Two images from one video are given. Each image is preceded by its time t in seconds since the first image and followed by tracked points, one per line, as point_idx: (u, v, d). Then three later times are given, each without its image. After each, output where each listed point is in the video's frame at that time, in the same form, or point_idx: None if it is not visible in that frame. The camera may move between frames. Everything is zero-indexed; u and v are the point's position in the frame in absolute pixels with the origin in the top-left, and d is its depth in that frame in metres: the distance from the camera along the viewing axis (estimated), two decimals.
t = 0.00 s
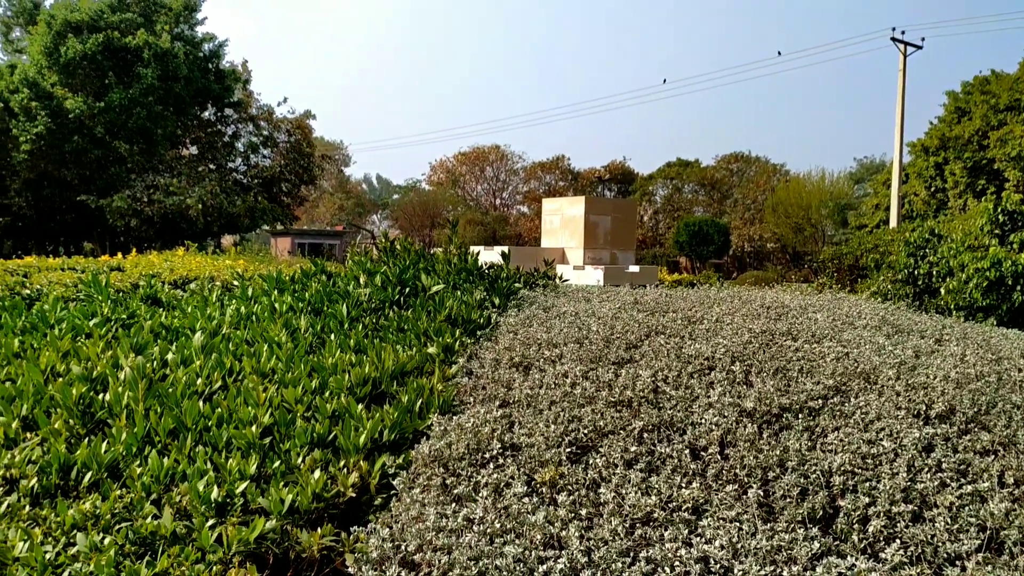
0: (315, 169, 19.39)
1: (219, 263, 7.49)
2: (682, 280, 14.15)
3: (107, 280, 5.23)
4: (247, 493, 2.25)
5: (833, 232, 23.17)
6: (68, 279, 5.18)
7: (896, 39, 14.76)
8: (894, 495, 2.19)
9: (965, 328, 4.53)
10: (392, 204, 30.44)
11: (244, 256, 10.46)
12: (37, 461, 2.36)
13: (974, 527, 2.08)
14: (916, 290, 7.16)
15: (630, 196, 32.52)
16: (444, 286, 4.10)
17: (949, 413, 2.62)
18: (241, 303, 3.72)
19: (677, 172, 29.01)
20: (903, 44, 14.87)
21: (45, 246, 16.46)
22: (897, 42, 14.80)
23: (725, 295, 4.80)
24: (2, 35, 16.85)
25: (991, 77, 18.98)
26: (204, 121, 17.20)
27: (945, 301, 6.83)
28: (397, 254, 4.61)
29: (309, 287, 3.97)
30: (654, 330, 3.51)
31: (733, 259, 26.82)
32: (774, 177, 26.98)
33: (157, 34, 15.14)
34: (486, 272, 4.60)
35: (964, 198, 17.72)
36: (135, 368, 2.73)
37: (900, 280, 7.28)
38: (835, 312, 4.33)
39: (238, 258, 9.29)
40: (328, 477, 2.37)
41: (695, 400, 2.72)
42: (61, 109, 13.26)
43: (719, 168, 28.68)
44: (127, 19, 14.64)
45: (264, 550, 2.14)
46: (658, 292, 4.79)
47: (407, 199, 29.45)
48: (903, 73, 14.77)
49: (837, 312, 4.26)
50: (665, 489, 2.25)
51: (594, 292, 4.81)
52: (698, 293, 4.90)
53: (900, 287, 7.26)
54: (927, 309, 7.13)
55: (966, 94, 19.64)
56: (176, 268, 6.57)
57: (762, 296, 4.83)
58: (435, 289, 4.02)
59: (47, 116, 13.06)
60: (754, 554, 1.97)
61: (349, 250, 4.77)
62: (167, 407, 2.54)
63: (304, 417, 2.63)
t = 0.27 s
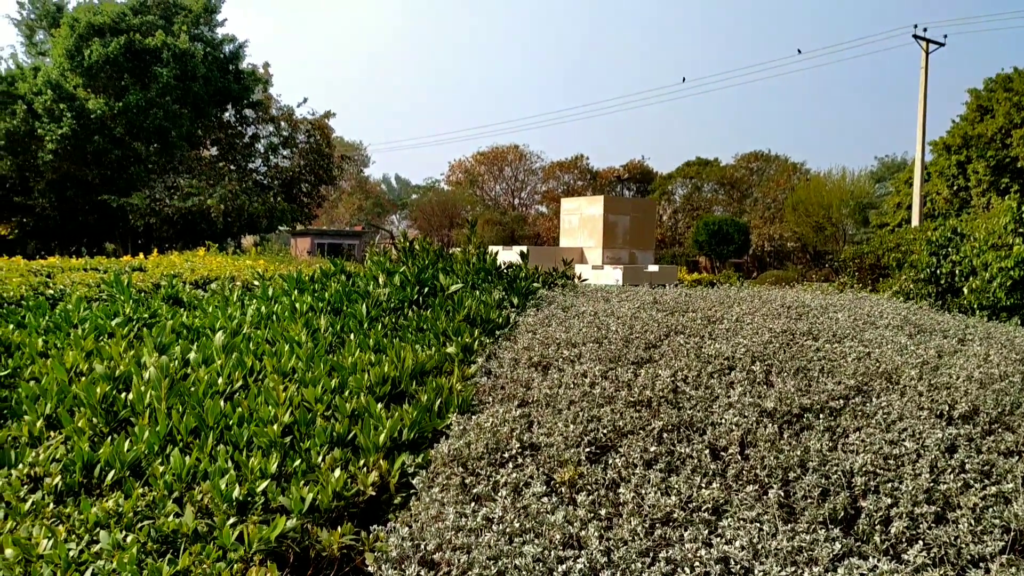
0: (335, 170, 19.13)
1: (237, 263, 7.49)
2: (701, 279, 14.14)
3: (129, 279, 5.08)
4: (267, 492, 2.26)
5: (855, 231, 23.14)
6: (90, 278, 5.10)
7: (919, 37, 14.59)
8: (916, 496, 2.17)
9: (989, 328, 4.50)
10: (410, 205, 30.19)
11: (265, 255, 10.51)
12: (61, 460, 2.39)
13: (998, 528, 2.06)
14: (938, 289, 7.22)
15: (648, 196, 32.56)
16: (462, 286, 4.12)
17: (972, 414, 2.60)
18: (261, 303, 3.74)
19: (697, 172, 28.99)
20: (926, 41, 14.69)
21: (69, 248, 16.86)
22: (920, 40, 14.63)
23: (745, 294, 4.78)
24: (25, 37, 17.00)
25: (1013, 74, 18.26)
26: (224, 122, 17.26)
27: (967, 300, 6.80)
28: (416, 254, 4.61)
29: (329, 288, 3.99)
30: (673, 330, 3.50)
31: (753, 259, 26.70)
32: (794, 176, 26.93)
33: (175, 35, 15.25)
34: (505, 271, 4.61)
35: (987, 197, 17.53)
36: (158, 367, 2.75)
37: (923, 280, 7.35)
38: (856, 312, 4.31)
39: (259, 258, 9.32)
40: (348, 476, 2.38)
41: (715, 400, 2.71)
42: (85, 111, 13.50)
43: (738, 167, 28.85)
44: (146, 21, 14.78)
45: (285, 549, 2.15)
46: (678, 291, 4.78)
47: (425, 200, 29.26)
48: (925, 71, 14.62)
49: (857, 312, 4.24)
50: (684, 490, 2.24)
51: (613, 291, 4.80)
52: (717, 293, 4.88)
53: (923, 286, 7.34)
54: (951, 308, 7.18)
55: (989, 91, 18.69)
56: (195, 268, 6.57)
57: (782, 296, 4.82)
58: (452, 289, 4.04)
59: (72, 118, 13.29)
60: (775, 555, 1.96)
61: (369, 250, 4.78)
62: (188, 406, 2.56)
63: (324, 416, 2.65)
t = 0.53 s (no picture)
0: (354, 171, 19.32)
1: (257, 265, 7.54)
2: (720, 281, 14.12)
3: (151, 279, 5.06)
4: (286, 493, 2.27)
5: (876, 231, 23.01)
6: (112, 280, 5.08)
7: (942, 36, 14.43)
8: (940, 499, 2.14)
9: (1014, 329, 4.45)
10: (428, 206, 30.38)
11: (286, 256, 10.58)
12: (84, 460, 2.41)
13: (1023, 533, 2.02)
14: (961, 291, 7.12)
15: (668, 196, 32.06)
16: (481, 288, 4.14)
17: (996, 416, 2.57)
18: (282, 304, 3.77)
19: (716, 171, 28.68)
20: (949, 40, 14.56)
21: (93, 250, 17.04)
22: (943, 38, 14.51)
23: (765, 296, 4.77)
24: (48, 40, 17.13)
25: None
26: (246, 125, 17.47)
27: (992, 302, 6.68)
28: (434, 255, 4.65)
29: (349, 289, 4.02)
30: (693, 331, 3.49)
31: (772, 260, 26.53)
32: (814, 176, 26.89)
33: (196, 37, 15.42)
34: (523, 273, 4.65)
35: (1012, 197, 17.32)
36: (180, 368, 2.78)
37: (946, 280, 7.28)
38: (877, 313, 4.28)
39: (280, 259, 9.41)
40: (367, 476, 2.38)
41: (735, 401, 2.70)
42: (107, 113, 13.72)
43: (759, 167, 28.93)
44: (168, 25, 14.98)
45: (304, 549, 2.16)
46: (697, 292, 4.77)
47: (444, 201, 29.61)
48: (948, 71, 14.50)
49: (879, 313, 4.21)
50: (705, 492, 2.22)
51: (632, 292, 4.79)
52: (737, 294, 4.87)
53: (946, 287, 7.27)
54: (974, 309, 7.07)
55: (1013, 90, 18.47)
56: (217, 270, 6.62)
57: (803, 297, 4.79)
58: (471, 290, 4.07)
59: (95, 121, 13.51)
60: (795, 558, 1.93)
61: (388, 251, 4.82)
62: (209, 407, 2.58)
63: (343, 417, 2.66)
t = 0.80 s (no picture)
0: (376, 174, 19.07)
1: (280, 268, 7.59)
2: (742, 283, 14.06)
3: (175, 282, 5.09)
4: (308, 495, 2.28)
5: (901, 233, 22.85)
6: (138, 283, 5.13)
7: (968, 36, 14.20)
8: (966, 504, 2.10)
9: None
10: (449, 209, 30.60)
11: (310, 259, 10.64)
12: (108, 461, 2.44)
13: None
14: (988, 294, 6.99)
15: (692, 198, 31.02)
16: (502, 290, 4.16)
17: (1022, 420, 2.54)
18: (304, 306, 3.80)
19: (738, 173, 28.41)
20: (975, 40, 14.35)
21: (117, 254, 16.87)
22: (969, 38, 14.33)
23: (789, 298, 4.72)
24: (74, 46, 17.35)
25: None
26: (268, 129, 17.38)
27: (1016, 305, 6.48)
28: (456, 258, 4.67)
29: (370, 292, 4.05)
30: (715, 334, 3.47)
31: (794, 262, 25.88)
32: (838, 178, 26.51)
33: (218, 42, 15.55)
34: (545, 276, 4.64)
35: None
36: (204, 370, 2.80)
37: (973, 283, 7.17)
38: (902, 316, 4.23)
39: (302, 262, 9.49)
40: (388, 479, 2.39)
41: (758, 405, 2.69)
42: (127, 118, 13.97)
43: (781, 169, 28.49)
44: (191, 30, 15.15)
45: (326, 551, 2.16)
46: (720, 295, 4.75)
47: (464, 204, 29.99)
48: (973, 71, 14.34)
49: (904, 316, 4.17)
50: (727, 496, 2.21)
51: (654, 295, 4.77)
52: (761, 297, 4.83)
53: (973, 290, 7.16)
54: (1002, 313, 6.91)
55: None
56: (239, 272, 6.68)
57: (827, 300, 4.75)
58: (492, 293, 4.09)
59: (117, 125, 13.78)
60: (819, 563, 1.91)
61: (409, 255, 4.87)
62: (233, 409, 2.61)
63: (365, 420, 2.67)
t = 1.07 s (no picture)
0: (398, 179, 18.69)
1: (303, 270, 7.66)
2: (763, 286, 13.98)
3: (198, 285, 5.14)
4: (331, 497, 2.28)
5: (925, 236, 22.68)
6: (161, 286, 5.20)
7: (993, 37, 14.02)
8: (992, 510, 2.07)
9: None
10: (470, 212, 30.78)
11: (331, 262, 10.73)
12: (133, 462, 2.46)
13: None
14: (1013, 298, 6.87)
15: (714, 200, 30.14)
16: (523, 293, 4.18)
17: None
18: (326, 309, 3.84)
19: (760, 175, 28.06)
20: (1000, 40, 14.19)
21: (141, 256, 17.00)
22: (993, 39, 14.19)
23: (812, 302, 4.69)
24: (99, 51, 17.55)
25: None
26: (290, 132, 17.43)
27: None
28: (477, 261, 4.73)
29: (391, 294, 4.08)
30: (737, 338, 3.46)
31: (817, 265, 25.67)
32: (861, 181, 26.35)
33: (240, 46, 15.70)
34: (565, 278, 4.63)
35: None
36: (228, 373, 2.83)
37: (998, 286, 7.06)
38: (927, 320, 4.19)
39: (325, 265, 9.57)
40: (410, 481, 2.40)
41: (781, 409, 2.67)
42: (147, 122, 14.17)
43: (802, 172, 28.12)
44: (213, 34, 15.33)
45: (348, 553, 2.17)
46: (741, 298, 4.74)
47: (484, 206, 30.15)
48: (999, 72, 14.22)
49: (928, 320, 4.13)
50: (749, 500, 2.19)
51: (675, 298, 4.76)
52: (783, 300, 4.81)
53: (998, 294, 7.05)
54: None
55: None
56: (263, 275, 6.75)
57: (851, 304, 4.71)
58: (513, 296, 4.11)
59: (136, 129, 14.00)
60: (843, 568, 1.88)
61: (430, 259, 4.94)
62: (256, 411, 2.63)
63: (386, 422, 2.69)
